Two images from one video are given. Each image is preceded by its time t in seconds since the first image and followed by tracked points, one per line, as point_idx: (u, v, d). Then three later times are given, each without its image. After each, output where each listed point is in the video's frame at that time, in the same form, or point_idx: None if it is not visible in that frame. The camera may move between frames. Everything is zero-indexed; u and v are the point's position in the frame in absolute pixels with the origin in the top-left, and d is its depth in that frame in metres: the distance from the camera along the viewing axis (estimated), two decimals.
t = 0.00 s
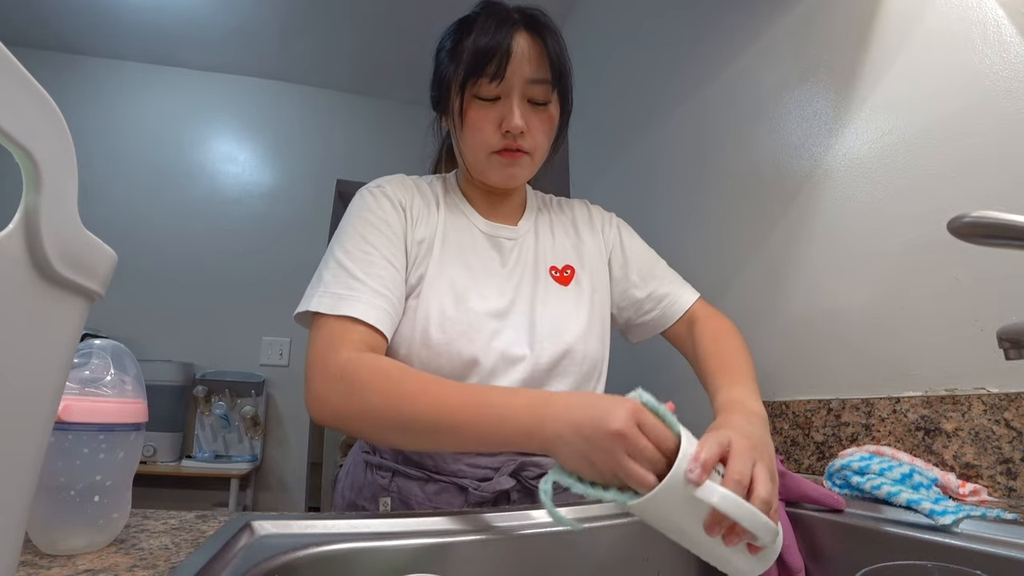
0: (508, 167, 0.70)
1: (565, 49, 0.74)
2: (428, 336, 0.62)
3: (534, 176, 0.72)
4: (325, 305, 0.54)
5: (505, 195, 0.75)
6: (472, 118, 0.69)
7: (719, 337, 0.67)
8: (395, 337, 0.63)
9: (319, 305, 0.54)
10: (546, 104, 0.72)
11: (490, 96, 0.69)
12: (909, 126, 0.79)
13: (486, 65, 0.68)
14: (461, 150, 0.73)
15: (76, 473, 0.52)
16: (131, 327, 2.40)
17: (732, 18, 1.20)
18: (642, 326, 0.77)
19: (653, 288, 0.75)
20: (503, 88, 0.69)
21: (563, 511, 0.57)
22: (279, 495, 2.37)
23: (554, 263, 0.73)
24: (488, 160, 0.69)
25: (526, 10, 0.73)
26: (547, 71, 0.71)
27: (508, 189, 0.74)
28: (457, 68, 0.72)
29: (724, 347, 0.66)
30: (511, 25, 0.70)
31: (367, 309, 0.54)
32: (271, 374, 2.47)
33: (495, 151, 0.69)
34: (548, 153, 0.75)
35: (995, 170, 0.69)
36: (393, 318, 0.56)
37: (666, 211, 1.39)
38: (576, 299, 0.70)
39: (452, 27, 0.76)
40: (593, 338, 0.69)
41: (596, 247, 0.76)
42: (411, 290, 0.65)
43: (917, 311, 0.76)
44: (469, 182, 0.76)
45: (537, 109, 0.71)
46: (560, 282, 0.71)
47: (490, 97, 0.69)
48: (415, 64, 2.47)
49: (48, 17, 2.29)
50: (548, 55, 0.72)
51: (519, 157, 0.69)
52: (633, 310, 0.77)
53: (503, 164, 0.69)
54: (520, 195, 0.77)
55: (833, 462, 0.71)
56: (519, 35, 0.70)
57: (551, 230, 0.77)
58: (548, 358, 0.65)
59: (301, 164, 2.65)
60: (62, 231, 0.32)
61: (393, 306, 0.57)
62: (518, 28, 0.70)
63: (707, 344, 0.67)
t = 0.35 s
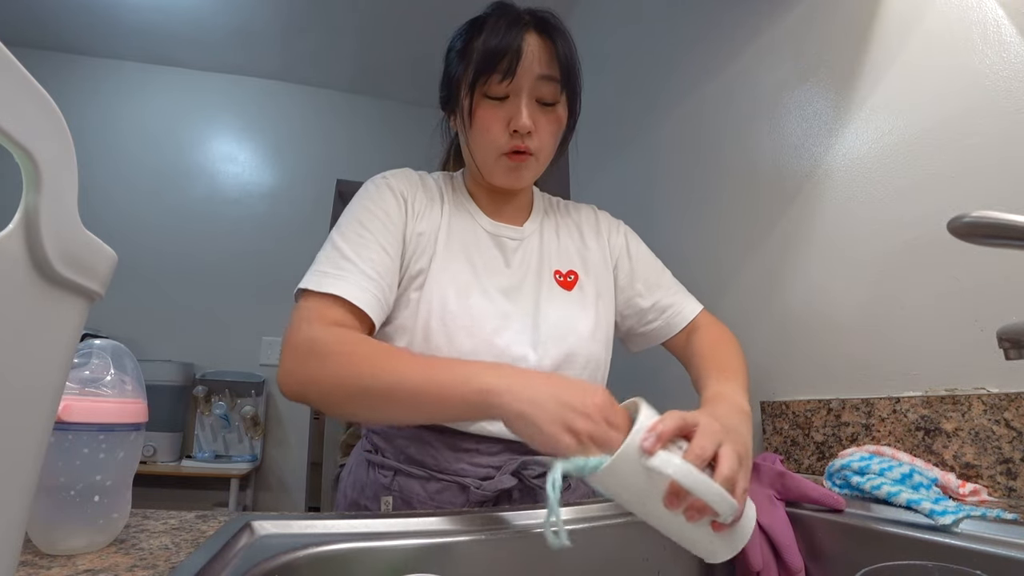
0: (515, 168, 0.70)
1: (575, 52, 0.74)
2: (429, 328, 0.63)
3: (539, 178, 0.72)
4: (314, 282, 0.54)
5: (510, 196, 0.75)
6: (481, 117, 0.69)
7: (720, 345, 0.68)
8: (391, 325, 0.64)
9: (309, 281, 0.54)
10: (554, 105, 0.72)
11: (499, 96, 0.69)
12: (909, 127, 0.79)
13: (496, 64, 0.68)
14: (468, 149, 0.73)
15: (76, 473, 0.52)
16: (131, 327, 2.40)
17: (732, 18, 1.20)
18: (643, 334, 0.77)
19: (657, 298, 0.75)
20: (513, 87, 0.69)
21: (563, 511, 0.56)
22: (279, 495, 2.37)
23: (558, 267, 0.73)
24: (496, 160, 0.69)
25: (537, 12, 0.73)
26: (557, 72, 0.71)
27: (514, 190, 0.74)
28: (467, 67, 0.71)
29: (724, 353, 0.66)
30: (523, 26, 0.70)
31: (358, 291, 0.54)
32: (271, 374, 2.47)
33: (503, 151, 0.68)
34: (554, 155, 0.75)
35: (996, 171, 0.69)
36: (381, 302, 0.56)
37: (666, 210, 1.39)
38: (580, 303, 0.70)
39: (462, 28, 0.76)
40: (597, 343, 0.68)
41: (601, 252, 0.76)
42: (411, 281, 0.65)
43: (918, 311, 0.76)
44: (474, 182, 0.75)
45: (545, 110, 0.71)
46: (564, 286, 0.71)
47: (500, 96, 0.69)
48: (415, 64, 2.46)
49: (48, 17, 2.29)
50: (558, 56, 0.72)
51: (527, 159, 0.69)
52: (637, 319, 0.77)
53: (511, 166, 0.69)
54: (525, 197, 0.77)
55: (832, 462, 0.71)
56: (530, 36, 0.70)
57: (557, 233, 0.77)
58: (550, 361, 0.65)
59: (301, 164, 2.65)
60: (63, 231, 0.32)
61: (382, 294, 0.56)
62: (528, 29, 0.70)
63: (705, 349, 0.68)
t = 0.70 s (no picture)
0: (514, 174, 0.71)
1: (576, 56, 0.72)
2: (432, 331, 0.62)
3: (539, 183, 0.72)
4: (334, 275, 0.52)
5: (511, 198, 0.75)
6: (481, 124, 0.69)
7: (718, 344, 0.68)
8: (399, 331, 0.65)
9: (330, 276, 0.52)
10: (554, 112, 0.71)
11: (498, 103, 0.69)
12: (909, 128, 0.79)
13: (496, 71, 0.68)
14: (467, 154, 0.73)
15: (76, 473, 0.52)
16: (131, 327, 2.40)
17: (732, 18, 1.20)
18: (646, 333, 0.78)
19: (659, 295, 0.75)
20: (513, 95, 0.68)
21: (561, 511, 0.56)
22: (279, 495, 2.37)
23: (559, 268, 0.73)
24: (493, 167, 0.70)
25: (540, 14, 0.72)
26: (559, 76, 0.71)
27: (515, 193, 0.74)
28: (469, 71, 0.71)
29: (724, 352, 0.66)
30: (526, 30, 0.69)
31: (375, 285, 0.52)
32: (271, 374, 2.47)
33: (502, 157, 0.70)
34: (556, 158, 0.75)
35: (995, 170, 0.69)
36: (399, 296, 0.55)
37: (666, 210, 1.39)
38: (581, 305, 0.70)
39: (464, 27, 0.76)
40: (598, 343, 0.69)
41: (601, 252, 0.76)
42: (424, 279, 0.65)
43: (917, 312, 0.76)
44: (475, 183, 0.76)
45: (546, 117, 0.71)
46: (565, 288, 0.71)
47: (500, 105, 0.69)
48: (415, 64, 2.47)
49: (49, 17, 2.29)
50: (561, 59, 0.71)
51: (525, 165, 0.70)
52: (640, 315, 0.77)
53: (509, 171, 0.70)
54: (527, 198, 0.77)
55: (832, 462, 0.71)
56: (533, 40, 0.69)
57: (558, 235, 0.77)
58: (552, 362, 0.65)
59: (301, 164, 2.65)
60: (63, 231, 0.32)
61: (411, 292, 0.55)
62: (531, 33, 0.69)
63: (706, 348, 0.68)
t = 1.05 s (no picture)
0: (521, 174, 0.71)
1: (584, 57, 0.73)
2: (437, 334, 0.62)
3: (546, 183, 0.73)
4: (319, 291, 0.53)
5: (517, 198, 0.75)
6: (488, 122, 0.69)
7: (726, 346, 0.68)
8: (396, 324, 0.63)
9: (315, 291, 0.53)
10: (562, 112, 0.71)
11: (508, 102, 0.69)
12: (909, 129, 0.79)
13: (506, 71, 0.68)
14: (474, 153, 0.73)
15: (76, 473, 0.52)
16: (131, 327, 2.40)
17: (732, 19, 1.20)
18: (647, 332, 0.78)
19: (662, 294, 0.75)
20: (522, 94, 0.68)
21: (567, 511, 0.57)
22: (279, 495, 2.37)
23: (564, 267, 0.73)
24: (500, 167, 0.70)
25: (547, 13, 0.72)
26: (567, 77, 0.71)
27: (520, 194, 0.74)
28: (477, 69, 0.71)
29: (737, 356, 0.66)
30: (535, 29, 0.69)
31: (358, 297, 0.53)
32: (271, 374, 2.47)
33: (509, 157, 0.70)
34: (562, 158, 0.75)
35: (995, 170, 0.69)
36: (382, 309, 0.56)
37: (666, 210, 1.39)
38: (585, 303, 0.70)
39: (470, 25, 0.75)
40: (603, 341, 0.69)
41: (605, 252, 0.76)
42: (419, 282, 0.64)
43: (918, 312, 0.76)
44: (480, 181, 0.75)
45: (554, 117, 0.71)
46: (570, 286, 0.71)
47: (508, 103, 0.69)
48: (415, 64, 2.47)
49: (49, 17, 2.29)
50: (568, 60, 0.71)
51: (532, 165, 0.70)
52: (642, 314, 0.77)
53: (516, 172, 0.70)
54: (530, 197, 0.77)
55: (832, 462, 0.71)
56: (542, 39, 0.69)
57: (562, 234, 0.77)
58: (558, 361, 0.65)
59: (301, 164, 2.65)
60: (63, 232, 0.32)
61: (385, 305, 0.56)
62: (540, 32, 0.69)
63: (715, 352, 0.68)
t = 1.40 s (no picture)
0: (513, 177, 0.71)
1: (578, 57, 0.72)
2: (432, 334, 0.62)
3: (540, 184, 0.72)
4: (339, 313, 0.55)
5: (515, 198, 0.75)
6: (482, 124, 0.69)
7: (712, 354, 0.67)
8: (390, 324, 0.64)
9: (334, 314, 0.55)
10: (554, 112, 0.71)
11: (498, 103, 0.69)
12: (909, 129, 0.79)
13: (496, 73, 0.68)
14: (467, 153, 0.73)
15: (75, 473, 0.52)
16: (131, 327, 2.40)
17: (733, 18, 1.20)
18: (635, 339, 0.77)
19: (652, 299, 0.75)
20: (513, 95, 0.68)
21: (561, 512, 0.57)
22: (279, 495, 2.37)
23: (561, 265, 0.73)
24: (492, 167, 0.70)
25: (541, 13, 0.72)
26: (560, 78, 0.71)
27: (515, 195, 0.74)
28: (469, 70, 0.71)
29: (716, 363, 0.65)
30: (527, 31, 0.69)
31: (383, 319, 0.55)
32: (271, 374, 2.47)
33: (501, 159, 0.70)
34: (556, 159, 0.75)
35: (996, 169, 0.69)
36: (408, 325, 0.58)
37: (666, 210, 1.39)
38: (582, 302, 0.70)
39: (465, 27, 0.76)
40: (601, 338, 0.69)
41: (602, 251, 0.76)
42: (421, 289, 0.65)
43: (917, 313, 0.76)
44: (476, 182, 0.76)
45: (546, 118, 0.71)
46: (567, 284, 0.71)
47: (500, 105, 0.69)
48: (415, 64, 2.47)
49: (50, 17, 2.29)
50: (562, 60, 0.71)
51: (525, 167, 0.70)
52: (631, 318, 0.77)
53: (508, 174, 0.70)
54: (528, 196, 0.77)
55: (832, 462, 0.71)
56: (534, 40, 0.69)
57: (559, 231, 0.77)
58: (555, 360, 0.65)
59: (301, 164, 2.65)
60: (63, 232, 0.32)
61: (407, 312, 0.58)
62: (532, 34, 0.69)
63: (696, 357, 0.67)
